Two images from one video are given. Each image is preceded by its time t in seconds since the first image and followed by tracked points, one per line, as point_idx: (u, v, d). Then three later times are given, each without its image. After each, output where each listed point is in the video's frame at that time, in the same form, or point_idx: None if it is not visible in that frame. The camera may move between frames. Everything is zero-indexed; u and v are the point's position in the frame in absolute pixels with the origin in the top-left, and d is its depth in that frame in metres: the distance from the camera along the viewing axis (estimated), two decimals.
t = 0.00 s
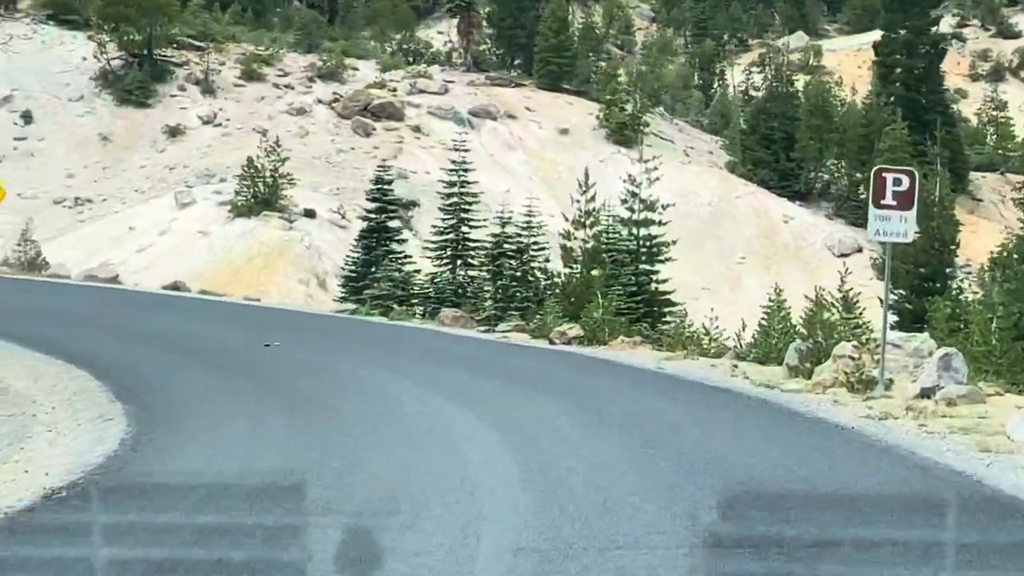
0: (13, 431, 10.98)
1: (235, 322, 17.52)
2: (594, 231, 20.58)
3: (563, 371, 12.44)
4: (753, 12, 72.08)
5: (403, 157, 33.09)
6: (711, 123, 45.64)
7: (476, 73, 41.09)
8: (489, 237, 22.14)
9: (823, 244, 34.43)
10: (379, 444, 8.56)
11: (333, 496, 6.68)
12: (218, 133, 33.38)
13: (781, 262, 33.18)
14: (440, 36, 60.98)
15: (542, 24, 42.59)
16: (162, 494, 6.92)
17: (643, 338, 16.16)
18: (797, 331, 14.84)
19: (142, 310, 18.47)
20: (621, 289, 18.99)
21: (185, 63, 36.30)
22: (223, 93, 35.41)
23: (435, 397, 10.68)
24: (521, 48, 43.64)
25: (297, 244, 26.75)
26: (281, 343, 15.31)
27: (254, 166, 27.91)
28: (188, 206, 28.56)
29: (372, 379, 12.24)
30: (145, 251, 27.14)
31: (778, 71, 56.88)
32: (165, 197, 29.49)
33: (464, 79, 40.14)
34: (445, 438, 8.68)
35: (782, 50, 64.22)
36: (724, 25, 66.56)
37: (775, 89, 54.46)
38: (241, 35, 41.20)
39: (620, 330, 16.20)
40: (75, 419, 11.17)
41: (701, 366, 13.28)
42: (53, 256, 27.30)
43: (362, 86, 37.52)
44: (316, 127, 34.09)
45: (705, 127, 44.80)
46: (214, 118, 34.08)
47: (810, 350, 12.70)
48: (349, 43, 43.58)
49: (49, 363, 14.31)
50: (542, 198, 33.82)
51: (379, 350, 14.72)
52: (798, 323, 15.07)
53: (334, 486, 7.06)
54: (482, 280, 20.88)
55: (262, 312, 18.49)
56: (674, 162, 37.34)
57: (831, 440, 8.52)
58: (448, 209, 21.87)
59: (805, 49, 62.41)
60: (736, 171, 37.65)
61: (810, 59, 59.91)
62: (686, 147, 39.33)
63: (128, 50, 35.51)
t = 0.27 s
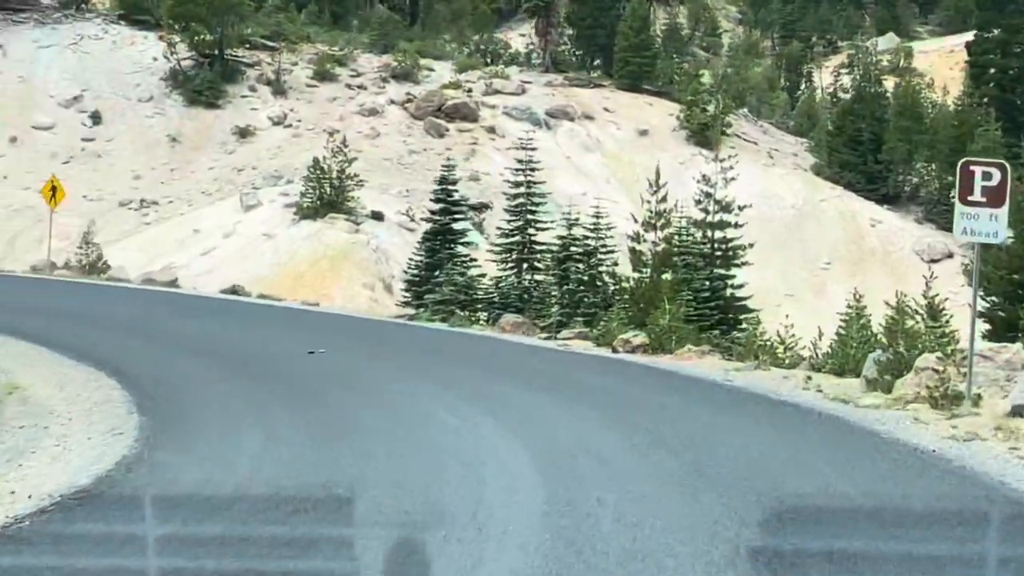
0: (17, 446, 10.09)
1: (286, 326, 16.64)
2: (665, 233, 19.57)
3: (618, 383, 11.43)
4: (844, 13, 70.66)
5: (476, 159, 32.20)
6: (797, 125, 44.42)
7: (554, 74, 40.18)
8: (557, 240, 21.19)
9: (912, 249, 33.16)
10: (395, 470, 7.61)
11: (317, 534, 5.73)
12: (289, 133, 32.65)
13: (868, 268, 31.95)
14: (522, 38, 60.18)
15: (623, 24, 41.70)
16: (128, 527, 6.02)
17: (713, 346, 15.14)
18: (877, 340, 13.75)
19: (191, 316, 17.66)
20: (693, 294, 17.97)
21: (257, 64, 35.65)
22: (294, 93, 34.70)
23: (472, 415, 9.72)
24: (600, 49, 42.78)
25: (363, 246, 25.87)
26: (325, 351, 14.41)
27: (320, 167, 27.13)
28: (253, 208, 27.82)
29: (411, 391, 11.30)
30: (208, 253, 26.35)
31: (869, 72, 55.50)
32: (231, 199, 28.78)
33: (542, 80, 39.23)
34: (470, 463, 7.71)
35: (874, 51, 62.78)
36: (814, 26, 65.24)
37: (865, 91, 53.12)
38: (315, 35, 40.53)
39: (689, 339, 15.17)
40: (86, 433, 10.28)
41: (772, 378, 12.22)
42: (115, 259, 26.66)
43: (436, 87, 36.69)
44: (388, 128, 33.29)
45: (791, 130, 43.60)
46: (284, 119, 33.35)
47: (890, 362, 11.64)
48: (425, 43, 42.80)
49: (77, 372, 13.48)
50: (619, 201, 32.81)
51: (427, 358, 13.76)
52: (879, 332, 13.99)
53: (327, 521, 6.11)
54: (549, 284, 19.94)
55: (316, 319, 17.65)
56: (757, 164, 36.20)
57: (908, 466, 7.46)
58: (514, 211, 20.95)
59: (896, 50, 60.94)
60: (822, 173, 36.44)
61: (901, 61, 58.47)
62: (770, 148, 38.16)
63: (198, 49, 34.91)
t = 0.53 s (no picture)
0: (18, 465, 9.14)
1: (345, 338, 15.66)
2: (751, 240, 18.48)
3: (686, 404, 10.37)
4: (947, 19, 69.03)
5: (561, 166, 31.19)
6: (897, 132, 43.04)
7: (644, 79, 39.11)
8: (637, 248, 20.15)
9: (1017, 259, 31.74)
10: (415, 501, 6.57)
11: (292, 574, 4.73)
12: (370, 138, 31.82)
13: (971, 279, 30.58)
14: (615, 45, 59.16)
15: (716, 27, 40.54)
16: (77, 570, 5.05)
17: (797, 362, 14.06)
18: (978, 357, 12.59)
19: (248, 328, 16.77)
20: (780, 305, 16.87)
21: (339, 69, 34.89)
22: (376, 99, 33.89)
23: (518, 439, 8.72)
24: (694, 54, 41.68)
25: (440, 255, 24.89)
26: (378, 363, 13.44)
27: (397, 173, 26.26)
28: (328, 216, 26.99)
29: (458, 408, 10.30)
30: (281, 262, 25.48)
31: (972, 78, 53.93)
32: (308, 207, 27.98)
33: (632, 85, 38.17)
34: (499, 496, 6.70)
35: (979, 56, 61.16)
36: (916, 32, 63.68)
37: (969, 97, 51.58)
38: (400, 40, 39.73)
39: (772, 354, 14.06)
40: (96, 454, 9.31)
41: (860, 397, 11.09)
42: (188, 269, 25.93)
43: (522, 92, 35.74)
44: (472, 134, 32.38)
45: (890, 136, 42.22)
46: (365, 124, 32.48)
47: (991, 381, 10.50)
48: (514, 49, 41.88)
49: (113, 386, 12.60)
50: (710, 209, 31.67)
51: (485, 373, 12.75)
52: (979, 348, 12.82)
53: (313, 563, 5.09)
54: (628, 295, 18.89)
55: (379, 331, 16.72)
56: (854, 170, 34.90)
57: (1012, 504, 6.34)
58: (592, 217, 19.93)
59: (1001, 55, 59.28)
60: (922, 181, 35.08)
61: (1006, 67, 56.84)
62: (869, 155, 36.83)
63: (279, 55, 34.21)
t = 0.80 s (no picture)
0: (28, 500, 8.41)
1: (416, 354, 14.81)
2: (851, 251, 17.44)
3: (766, 427, 9.41)
4: None
5: (660, 176, 30.20)
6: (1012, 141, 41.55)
7: (748, 87, 38.01)
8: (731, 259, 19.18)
9: None
10: (436, 548, 5.68)
11: None
12: (463, 147, 31.04)
13: None
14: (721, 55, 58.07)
15: (822, 33, 39.34)
16: None
17: (898, 382, 13.02)
18: None
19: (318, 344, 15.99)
20: (881, 320, 15.84)
21: (433, 78, 34.18)
22: (470, 108, 33.11)
23: (568, 470, 7.82)
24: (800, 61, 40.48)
25: (530, 267, 23.96)
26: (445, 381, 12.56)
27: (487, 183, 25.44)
28: (417, 227, 26.22)
29: (515, 431, 9.42)
30: (368, 275, 24.70)
31: None
32: (397, 218, 27.25)
33: (736, 94, 37.10)
34: (525, 544, 5.81)
35: None
36: None
37: None
38: (498, 49, 38.97)
39: (870, 372, 13.04)
40: (114, 485, 8.55)
41: (963, 422, 10.06)
42: (273, 281, 25.26)
43: (621, 101, 34.80)
44: (567, 144, 31.49)
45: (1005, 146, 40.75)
46: (459, 134, 31.59)
47: None
48: (614, 57, 40.97)
49: (160, 405, 11.85)
50: (814, 220, 30.53)
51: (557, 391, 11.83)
52: None
53: None
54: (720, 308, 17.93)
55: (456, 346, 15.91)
56: (965, 181, 33.58)
57: None
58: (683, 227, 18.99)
59: None
60: None
61: None
62: (982, 165, 35.47)
63: (372, 64, 33.56)
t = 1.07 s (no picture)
0: (27, 538, 7.52)
1: (489, 375, 13.83)
2: (962, 264, 16.24)
3: (859, 461, 8.32)
4: None
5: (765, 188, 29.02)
6: None
7: (861, 98, 36.70)
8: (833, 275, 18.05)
9: None
10: None
11: None
12: (561, 160, 30.07)
13: None
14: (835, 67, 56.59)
15: (938, 41, 37.91)
16: None
17: (1013, 407, 11.85)
18: None
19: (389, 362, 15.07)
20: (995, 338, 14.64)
21: (532, 89, 33.26)
22: (570, 120, 32.17)
23: (625, 510, 6.79)
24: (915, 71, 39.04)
25: (625, 283, 22.95)
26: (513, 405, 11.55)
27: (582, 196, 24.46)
28: (509, 241, 25.30)
29: (576, 463, 8.40)
30: (458, 290, 23.82)
31: None
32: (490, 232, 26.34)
33: (847, 105, 35.80)
34: None
35: None
36: None
37: None
38: (602, 60, 38.02)
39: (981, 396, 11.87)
40: (123, 520, 7.64)
41: None
42: (360, 297, 24.45)
43: (727, 112, 33.66)
44: (670, 156, 30.41)
45: None
46: (557, 146, 30.62)
47: None
48: (722, 68, 39.84)
49: (205, 429, 10.95)
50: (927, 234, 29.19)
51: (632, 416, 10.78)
52: None
53: None
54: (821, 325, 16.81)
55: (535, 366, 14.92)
56: None
57: None
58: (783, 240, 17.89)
59: None
60: None
61: None
62: None
63: (469, 74, 32.73)
